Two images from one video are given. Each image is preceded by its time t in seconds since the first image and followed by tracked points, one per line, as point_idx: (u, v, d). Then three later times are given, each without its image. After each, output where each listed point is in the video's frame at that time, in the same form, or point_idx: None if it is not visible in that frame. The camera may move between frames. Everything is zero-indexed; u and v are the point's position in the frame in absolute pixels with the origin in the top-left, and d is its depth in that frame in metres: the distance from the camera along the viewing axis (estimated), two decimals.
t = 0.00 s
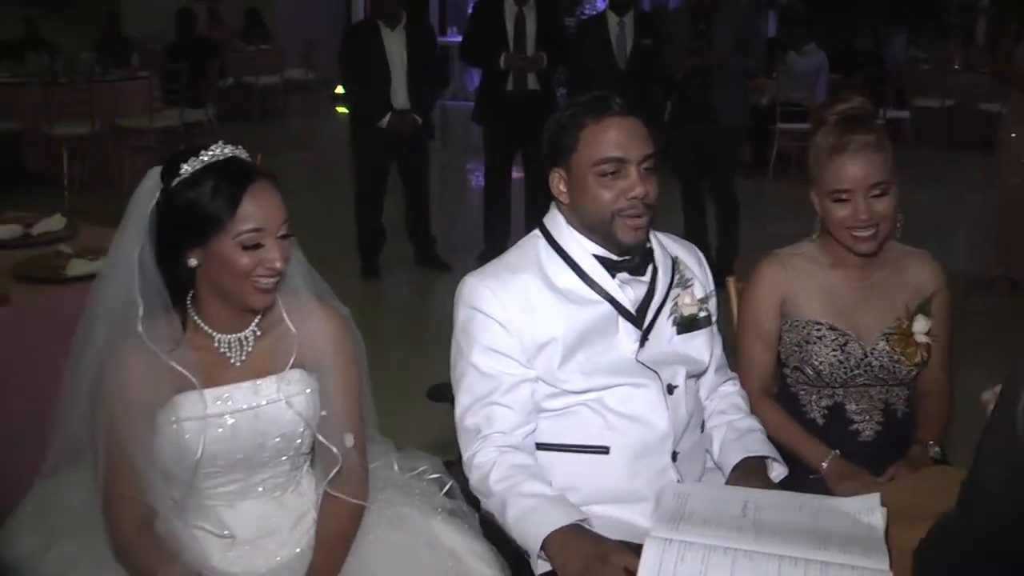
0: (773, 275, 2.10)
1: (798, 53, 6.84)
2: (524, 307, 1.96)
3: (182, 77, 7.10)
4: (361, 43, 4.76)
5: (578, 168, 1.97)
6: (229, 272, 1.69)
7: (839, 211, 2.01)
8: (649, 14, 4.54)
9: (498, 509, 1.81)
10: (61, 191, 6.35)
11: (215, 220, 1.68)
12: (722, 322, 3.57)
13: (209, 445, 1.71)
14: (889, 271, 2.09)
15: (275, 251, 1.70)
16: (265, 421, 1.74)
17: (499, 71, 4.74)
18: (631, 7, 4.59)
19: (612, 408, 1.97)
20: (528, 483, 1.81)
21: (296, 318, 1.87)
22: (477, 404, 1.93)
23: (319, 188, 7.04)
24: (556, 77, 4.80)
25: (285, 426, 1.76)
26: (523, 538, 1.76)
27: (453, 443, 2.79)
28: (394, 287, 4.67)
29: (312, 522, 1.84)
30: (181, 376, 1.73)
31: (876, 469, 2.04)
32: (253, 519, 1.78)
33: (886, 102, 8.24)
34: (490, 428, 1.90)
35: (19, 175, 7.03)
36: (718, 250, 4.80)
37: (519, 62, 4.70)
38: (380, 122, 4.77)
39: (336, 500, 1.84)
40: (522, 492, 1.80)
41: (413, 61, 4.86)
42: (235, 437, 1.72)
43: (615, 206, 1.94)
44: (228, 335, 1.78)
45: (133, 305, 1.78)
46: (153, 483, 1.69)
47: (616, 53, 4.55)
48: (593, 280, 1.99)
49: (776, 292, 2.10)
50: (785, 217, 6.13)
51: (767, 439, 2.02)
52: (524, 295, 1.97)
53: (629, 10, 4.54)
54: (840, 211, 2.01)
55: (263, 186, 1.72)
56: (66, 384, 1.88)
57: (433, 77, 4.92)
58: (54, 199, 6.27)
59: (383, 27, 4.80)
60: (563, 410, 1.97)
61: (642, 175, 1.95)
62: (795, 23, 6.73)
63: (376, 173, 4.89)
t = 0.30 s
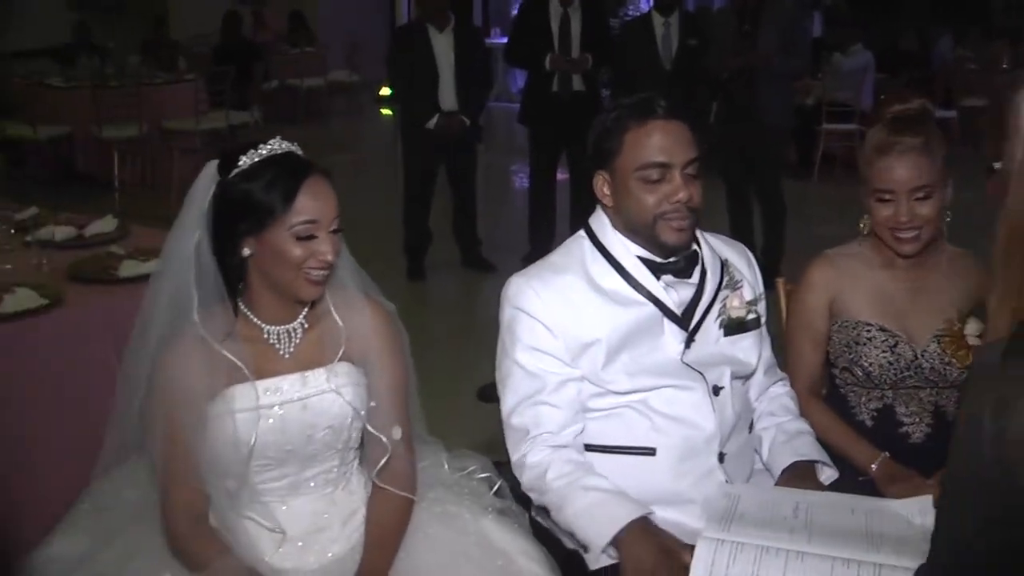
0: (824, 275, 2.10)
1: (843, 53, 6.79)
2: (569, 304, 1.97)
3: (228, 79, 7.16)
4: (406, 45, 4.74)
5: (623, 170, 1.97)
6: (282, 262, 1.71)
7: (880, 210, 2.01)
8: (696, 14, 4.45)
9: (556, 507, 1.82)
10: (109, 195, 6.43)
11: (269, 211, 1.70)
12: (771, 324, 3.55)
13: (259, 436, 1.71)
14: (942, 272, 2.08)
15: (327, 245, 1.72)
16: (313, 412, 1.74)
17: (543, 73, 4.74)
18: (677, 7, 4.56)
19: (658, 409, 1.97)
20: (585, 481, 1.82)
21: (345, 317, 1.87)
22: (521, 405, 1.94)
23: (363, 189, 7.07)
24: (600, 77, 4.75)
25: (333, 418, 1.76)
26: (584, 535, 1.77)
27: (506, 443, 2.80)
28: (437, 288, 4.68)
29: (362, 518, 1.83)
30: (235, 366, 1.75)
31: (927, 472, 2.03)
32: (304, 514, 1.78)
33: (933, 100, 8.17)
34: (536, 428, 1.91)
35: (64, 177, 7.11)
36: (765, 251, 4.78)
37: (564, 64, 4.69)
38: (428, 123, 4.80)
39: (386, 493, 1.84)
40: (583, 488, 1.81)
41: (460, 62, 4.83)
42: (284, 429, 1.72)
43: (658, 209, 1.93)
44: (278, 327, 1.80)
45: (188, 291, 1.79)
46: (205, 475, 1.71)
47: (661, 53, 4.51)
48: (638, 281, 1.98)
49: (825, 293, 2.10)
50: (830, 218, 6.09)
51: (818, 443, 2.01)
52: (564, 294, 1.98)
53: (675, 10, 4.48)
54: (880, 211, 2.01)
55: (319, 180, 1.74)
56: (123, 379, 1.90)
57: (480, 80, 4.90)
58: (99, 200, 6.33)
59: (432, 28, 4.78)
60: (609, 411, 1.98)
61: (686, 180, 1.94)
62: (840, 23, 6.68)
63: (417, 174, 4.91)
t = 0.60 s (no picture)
0: (866, 265, 2.10)
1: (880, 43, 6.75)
2: (602, 296, 1.97)
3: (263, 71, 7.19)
4: (440, 37, 4.69)
5: (660, 166, 1.96)
6: (322, 244, 1.71)
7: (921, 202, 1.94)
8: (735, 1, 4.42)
9: (602, 503, 1.82)
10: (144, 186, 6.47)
11: (311, 194, 1.71)
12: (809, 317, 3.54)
13: (299, 423, 1.72)
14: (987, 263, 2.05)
15: (368, 230, 1.73)
16: (353, 401, 1.75)
17: (579, 64, 4.73)
18: None
19: (693, 401, 1.97)
20: (630, 477, 1.82)
21: (387, 308, 1.89)
22: (555, 400, 1.94)
23: (396, 180, 7.09)
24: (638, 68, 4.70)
25: (372, 406, 1.77)
26: (631, 533, 1.77)
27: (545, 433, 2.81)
28: (470, 279, 4.69)
29: (401, 507, 1.84)
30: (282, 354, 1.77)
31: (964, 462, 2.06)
32: (343, 504, 1.78)
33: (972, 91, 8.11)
34: (568, 421, 1.92)
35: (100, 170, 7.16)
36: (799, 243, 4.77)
37: (599, 55, 4.67)
38: (463, 114, 4.81)
39: (424, 481, 1.86)
40: (627, 483, 1.82)
41: (495, 56, 4.81)
42: (323, 416, 1.73)
43: (688, 211, 1.93)
44: (316, 314, 1.81)
45: (234, 278, 1.81)
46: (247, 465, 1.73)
47: (696, 43, 4.49)
48: (672, 274, 1.98)
49: (866, 284, 2.10)
50: (867, 210, 6.05)
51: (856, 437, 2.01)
52: (598, 287, 1.98)
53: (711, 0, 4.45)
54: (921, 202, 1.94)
55: (362, 166, 1.75)
56: (165, 369, 1.92)
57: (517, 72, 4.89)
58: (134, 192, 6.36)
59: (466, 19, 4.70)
60: (645, 404, 1.97)
61: (720, 184, 1.93)
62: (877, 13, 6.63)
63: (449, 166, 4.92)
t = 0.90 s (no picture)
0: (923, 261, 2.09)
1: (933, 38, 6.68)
2: (654, 290, 1.96)
3: (311, 65, 7.22)
4: (490, 31, 4.71)
5: (722, 164, 1.94)
6: (376, 239, 1.72)
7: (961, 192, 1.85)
8: None
9: (652, 496, 1.82)
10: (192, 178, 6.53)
11: (367, 188, 1.72)
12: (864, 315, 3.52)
13: (351, 413, 1.73)
14: None
15: (422, 227, 1.73)
16: (404, 392, 1.75)
17: (628, 59, 4.70)
18: None
19: (744, 397, 1.96)
20: (680, 471, 1.83)
21: (440, 302, 1.89)
22: (606, 391, 1.93)
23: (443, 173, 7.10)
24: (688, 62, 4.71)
25: (424, 398, 1.77)
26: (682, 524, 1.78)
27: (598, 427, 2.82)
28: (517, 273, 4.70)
29: (450, 500, 1.85)
30: (338, 345, 1.79)
31: None
32: (394, 496, 1.79)
33: None
34: (618, 413, 1.90)
35: (147, 162, 7.22)
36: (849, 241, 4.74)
37: (649, 49, 4.66)
38: (512, 109, 4.80)
39: (475, 475, 1.86)
40: (679, 477, 1.82)
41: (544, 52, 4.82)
42: (375, 407, 1.73)
43: (747, 210, 1.92)
44: (369, 305, 1.81)
45: (289, 268, 1.81)
46: (299, 453, 1.76)
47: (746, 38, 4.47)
48: (726, 267, 1.96)
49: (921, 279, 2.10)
50: (918, 207, 5.99)
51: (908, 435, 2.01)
52: (654, 280, 1.97)
53: None
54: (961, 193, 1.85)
55: (419, 163, 1.76)
56: (224, 359, 1.95)
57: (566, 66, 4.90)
58: (180, 184, 6.41)
59: (516, 14, 4.72)
60: (697, 398, 1.96)
61: (781, 188, 1.91)
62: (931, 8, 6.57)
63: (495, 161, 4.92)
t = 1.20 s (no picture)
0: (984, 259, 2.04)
1: (987, 34, 6.54)
2: (702, 293, 1.90)
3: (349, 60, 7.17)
4: (530, 26, 4.63)
5: (774, 169, 1.86)
6: (422, 243, 1.67)
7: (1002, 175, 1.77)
8: None
9: (697, 504, 1.77)
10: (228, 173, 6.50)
11: (418, 190, 1.66)
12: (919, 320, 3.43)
13: (392, 415, 1.68)
14: None
15: (470, 235, 1.67)
16: (447, 393, 1.70)
17: (672, 55, 4.62)
18: None
19: (795, 404, 1.89)
20: (725, 480, 1.78)
21: (485, 302, 1.84)
22: (652, 395, 1.87)
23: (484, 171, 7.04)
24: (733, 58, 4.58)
25: (467, 400, 1.72)
26: (728, 530, 1.73)
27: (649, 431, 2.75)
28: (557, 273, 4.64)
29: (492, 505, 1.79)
30: (378, 339, 1.74)
31: None
32: (434, 499, 1.73)
33: None
34: (663, 419, 1.85)
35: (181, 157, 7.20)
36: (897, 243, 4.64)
37: (694, 45, 4.56)
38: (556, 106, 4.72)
39: (518, 480, 1.80)
40: (724, 485, 1.77)
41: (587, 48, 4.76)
42: (417, 409, 1.69)
43: (798, 217, 1.84)
44: (412, 304, 1.77)
45: (335, 262, 1.77)
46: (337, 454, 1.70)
47: (796, 35, 4.32)
48: (776, 269, 1.90)
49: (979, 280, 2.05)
50: (968, 210, 5.86)
51: (963, 445, 1.95)
52: (703, 283, 1.90)
53: None
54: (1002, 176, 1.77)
55: (474, 168, 1.69)
56: (261, 357, 1.91)
57: (610, 62, 4.82)
58: (215, 180, 6.38)
59: (560, 8, 4.66)
60: (746, 405, 1.90)
61: (834, 195, 1.82)
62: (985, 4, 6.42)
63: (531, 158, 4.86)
